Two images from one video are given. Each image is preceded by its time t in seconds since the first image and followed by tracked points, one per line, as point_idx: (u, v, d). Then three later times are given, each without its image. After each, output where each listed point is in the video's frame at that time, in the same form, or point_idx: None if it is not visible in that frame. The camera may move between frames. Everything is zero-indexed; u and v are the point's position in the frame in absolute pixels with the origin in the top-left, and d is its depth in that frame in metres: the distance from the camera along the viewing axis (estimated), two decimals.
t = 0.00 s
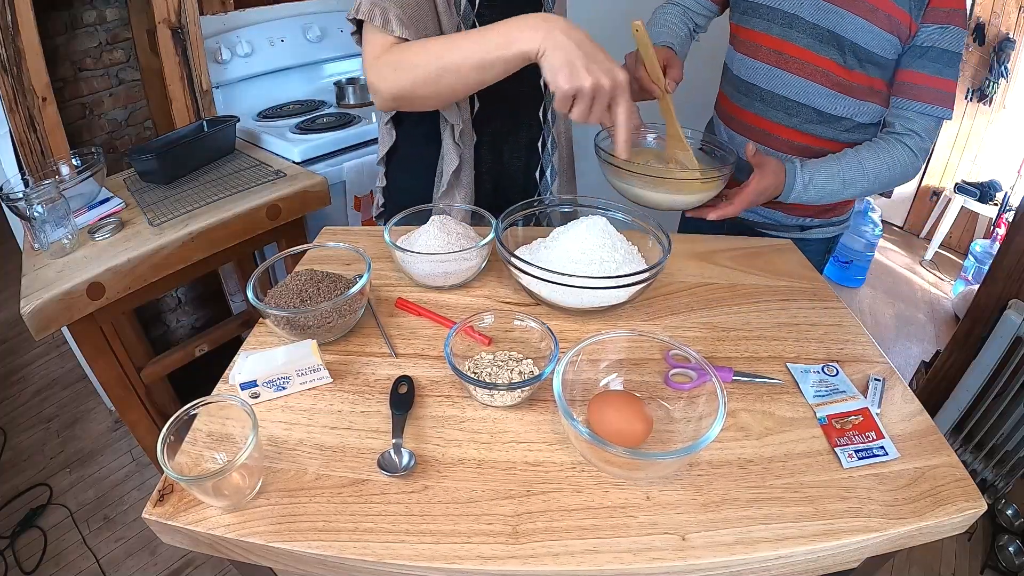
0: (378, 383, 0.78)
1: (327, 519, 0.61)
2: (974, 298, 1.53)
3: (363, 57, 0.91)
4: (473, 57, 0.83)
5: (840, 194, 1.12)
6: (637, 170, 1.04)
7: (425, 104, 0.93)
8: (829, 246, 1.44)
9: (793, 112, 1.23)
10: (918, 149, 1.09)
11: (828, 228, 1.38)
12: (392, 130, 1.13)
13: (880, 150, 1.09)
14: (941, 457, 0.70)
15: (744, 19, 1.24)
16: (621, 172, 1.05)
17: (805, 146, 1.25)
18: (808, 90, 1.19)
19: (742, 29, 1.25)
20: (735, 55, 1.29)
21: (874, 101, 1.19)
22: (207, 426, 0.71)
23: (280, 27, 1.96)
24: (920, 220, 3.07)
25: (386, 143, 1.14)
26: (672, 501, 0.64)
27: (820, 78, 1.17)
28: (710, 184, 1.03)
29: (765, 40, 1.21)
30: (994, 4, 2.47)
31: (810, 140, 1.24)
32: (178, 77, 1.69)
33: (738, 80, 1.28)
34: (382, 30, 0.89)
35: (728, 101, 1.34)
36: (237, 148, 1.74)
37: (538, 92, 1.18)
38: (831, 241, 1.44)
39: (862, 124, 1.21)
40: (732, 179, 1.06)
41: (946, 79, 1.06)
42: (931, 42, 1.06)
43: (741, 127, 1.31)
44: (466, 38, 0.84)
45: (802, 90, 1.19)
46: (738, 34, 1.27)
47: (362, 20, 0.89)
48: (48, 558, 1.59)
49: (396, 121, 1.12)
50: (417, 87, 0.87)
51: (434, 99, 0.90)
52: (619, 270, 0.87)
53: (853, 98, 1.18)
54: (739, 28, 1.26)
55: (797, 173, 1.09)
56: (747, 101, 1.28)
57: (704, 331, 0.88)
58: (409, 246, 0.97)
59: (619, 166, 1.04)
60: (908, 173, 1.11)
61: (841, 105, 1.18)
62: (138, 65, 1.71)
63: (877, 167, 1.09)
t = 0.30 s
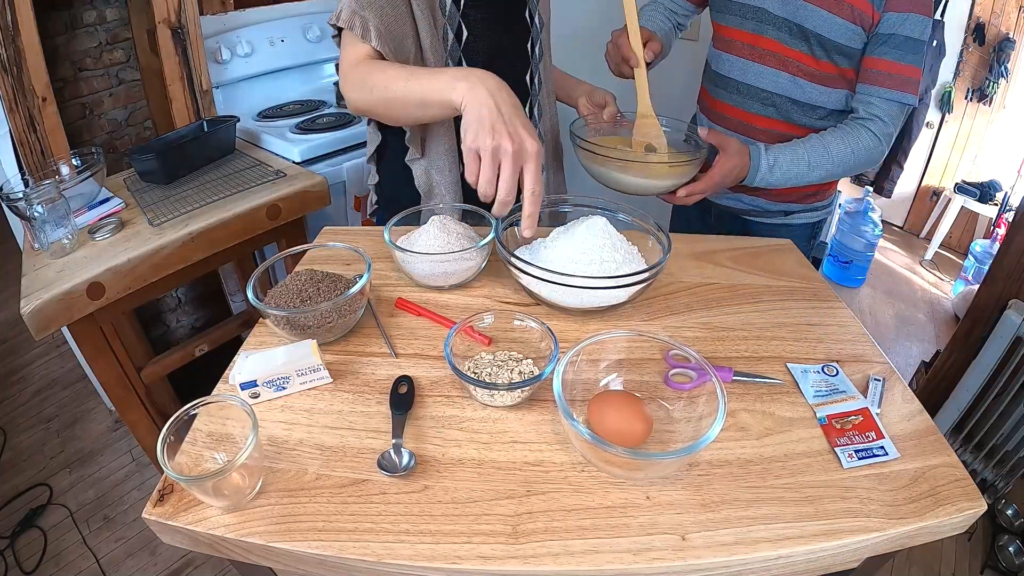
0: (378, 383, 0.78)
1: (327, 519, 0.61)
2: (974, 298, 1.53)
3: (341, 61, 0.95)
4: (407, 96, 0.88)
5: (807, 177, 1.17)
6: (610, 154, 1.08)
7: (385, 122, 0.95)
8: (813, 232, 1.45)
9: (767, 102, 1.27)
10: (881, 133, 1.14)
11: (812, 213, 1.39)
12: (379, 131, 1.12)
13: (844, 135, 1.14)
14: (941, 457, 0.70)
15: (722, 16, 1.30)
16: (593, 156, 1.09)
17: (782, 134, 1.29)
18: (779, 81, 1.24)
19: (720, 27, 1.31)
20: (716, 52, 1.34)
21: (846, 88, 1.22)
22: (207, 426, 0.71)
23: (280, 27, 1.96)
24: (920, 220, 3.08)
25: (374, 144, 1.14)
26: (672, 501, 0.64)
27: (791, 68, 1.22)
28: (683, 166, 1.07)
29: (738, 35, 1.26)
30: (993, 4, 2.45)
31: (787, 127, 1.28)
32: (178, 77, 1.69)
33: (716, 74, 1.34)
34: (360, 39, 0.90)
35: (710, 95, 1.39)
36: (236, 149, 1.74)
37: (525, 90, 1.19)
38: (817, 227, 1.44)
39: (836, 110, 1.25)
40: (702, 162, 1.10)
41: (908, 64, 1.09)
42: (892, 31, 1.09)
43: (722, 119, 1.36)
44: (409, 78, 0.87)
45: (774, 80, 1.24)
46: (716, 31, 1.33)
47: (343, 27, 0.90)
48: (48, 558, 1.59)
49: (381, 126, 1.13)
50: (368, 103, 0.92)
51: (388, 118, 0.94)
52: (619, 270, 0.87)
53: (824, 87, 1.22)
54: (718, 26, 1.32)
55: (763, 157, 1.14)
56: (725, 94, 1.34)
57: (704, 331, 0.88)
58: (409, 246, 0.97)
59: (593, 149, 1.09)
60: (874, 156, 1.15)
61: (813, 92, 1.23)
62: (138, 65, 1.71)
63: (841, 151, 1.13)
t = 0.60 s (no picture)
0: (378, 383, 0.78)
1: (327, 519, 0.61)
2: (974, 299, 1.53)
3: (340, 63, 0.94)
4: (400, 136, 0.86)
5: (794, 161, 1.18)
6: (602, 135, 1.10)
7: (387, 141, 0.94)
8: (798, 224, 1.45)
9: (749, 94, 1.27)
10: (864, 120, 1.15)
11: (796, 204, 1.39)
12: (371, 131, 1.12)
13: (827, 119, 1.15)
14: (941, 457, 0.70)
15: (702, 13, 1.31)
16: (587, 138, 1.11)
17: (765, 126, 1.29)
18: (759, 73, 1.24)
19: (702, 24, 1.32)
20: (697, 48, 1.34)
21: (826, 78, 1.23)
22: (207, 426, 0.71)
23: (280, 27, 1.96)
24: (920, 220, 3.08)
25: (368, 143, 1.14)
26: (672, 500, 0.64)
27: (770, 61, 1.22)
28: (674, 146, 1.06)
29: (717, 30, 1.27)
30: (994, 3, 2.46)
31: (769, 118, 1.28)
32: (178, 77, 1.69)
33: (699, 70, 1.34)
34: (362, 42, 0.90)
35: (693, 90, 1.39)
36: (236, 149, 1.74)
37: (521, 86, 1.18)
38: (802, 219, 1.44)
39: (817, 101, 1.25)
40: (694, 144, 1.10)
41: (885, 51, 1.11)
42: (867, 19, 1.10)
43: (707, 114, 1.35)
44: (404, 117, 0.84)
45: (754, 73, 1.24)
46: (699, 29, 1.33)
47: (344, 28, 0.90)
48: (48, 558, 1.59)
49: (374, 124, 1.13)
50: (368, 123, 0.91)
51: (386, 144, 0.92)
52: (621, 270, 0.87)
53: (803, 77, 1.22)
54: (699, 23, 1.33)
55: (749, 138, 1.15)
56: (707, 89, 1.33)
57: (704, 331, 0.88)
58: (409, 246, 0.97)
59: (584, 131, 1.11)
60: (858, 142, 1.16)
61: (792, 84, 1.23)
62: (138, 65, 1.71)
63: (828, 134, 1.15)
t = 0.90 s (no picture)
0: (378, 383, 0.78)
1: (327, 519, 0.61)
2: (974, 299, 1.53)
3: (359, 66, 0.93)
4: (439, 141, 0.85)
5: (791, 151, 1.17)
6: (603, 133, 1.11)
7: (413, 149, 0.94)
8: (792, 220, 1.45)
9: (740, 92, 1.27)
10: (857, 110, 1.16)
11: (790, 199, 1.39)
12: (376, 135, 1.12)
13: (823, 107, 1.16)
14: (941, 457, 0.70)
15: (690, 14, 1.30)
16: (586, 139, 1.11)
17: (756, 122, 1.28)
18: (749, 70, 1.24)
19: (689, 26, 1.32)
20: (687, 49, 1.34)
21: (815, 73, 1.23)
22: (207, 426, 0.71)
23: (280, 27, 1.96)
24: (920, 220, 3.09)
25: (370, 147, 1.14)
26: (672, 500, 0.64)
27: (761, 57, 1.22)
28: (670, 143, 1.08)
29: (706, 29, 1.26)
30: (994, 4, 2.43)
31: (760, 114, 1.28)
32: (178, 77, 1.69)
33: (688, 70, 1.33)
34: (376, 43, 0.89)
35: (683, 89, 1.37)
36: (236, 149, 1.74)
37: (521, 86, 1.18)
38: (795, 215, 1.44)
39: (806, 96, 1.25)
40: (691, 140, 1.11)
41: (873, 42, 1.12)
42: (855, 12, 1.12)
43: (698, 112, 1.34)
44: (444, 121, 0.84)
45: (744, 70, 1.24)
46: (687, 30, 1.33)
47: (357, 32, 0.89)
48: (48, 558, 1.59)
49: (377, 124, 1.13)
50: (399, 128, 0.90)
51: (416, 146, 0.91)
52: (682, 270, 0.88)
53: (792, 72, 1.22)
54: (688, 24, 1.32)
55: (747, 132, 1.15)
56: (697, 88, 1.33)
57: (704, 331, 0.88)
58: (409, 246, 0.97)
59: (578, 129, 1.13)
60: (852, 131, 1.17)
61: (783, 79, 1.23)
62: (138, 65, 1.71)
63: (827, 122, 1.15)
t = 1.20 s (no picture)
0: (378, 383, 0.78)
1: (327, 519, 0.61)
2: (975, 299, 1.53)
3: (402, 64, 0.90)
4: (518, 146, 0.87)
5: (791, 153, 1.17)
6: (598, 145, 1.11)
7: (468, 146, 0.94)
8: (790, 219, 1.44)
9: (739, 92, 1.27)
10: (855, 109, 1.16)
11: (788, 198, 1.38)
12: (377, 136, 1.13)
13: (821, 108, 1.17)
14: (941, 457, 0.70)
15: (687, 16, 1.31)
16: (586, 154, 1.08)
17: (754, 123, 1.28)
18: (747, 69, 1.24)
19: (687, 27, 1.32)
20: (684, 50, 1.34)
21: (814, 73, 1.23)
22: (207, 426, 0.71)
23: (281, 27, 1.96)
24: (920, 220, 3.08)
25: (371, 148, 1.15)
26: (672, 500, 0.64)
27: (759, 57, 1.22)
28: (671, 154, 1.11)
29: (704, 30, 1.26)
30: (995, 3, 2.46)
31: (758, 113, 1.27)
32: (178, 77, 1.70)
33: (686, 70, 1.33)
34: (416, 41, 0.87)
35: (680, 91, 1.37)
36: (237, 149, 1.74)
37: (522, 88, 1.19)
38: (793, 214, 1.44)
39: (805, 96, 1.25)
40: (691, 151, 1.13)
41: (870, 41, 1.13)
42: (853, 11, 1.12)
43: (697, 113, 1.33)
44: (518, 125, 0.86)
45: (742, 70, 1.24)
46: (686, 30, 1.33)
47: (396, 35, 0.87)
48: (48, 558, 1.59)
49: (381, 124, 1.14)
50: (463, 131, 0.90)
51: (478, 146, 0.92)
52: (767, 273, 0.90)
53: (791, 72, 1.23)
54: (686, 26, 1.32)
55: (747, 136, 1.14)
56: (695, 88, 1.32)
57: (704, 331, 0.88)
58: (409, 246, 0.97)
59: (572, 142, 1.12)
60: (851, 130, 1.17)
61: (782, 79, 1.23)
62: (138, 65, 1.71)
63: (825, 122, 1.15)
